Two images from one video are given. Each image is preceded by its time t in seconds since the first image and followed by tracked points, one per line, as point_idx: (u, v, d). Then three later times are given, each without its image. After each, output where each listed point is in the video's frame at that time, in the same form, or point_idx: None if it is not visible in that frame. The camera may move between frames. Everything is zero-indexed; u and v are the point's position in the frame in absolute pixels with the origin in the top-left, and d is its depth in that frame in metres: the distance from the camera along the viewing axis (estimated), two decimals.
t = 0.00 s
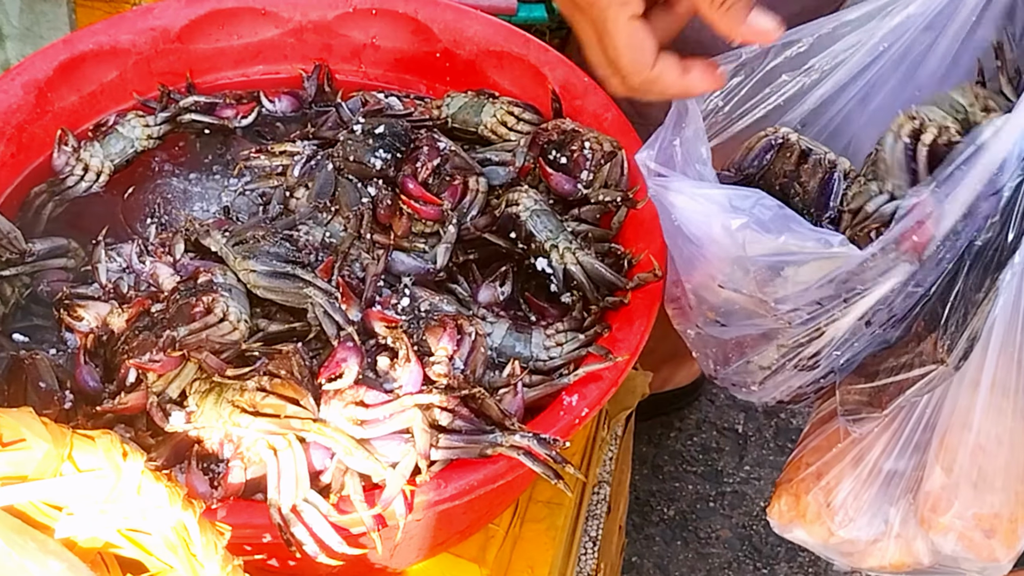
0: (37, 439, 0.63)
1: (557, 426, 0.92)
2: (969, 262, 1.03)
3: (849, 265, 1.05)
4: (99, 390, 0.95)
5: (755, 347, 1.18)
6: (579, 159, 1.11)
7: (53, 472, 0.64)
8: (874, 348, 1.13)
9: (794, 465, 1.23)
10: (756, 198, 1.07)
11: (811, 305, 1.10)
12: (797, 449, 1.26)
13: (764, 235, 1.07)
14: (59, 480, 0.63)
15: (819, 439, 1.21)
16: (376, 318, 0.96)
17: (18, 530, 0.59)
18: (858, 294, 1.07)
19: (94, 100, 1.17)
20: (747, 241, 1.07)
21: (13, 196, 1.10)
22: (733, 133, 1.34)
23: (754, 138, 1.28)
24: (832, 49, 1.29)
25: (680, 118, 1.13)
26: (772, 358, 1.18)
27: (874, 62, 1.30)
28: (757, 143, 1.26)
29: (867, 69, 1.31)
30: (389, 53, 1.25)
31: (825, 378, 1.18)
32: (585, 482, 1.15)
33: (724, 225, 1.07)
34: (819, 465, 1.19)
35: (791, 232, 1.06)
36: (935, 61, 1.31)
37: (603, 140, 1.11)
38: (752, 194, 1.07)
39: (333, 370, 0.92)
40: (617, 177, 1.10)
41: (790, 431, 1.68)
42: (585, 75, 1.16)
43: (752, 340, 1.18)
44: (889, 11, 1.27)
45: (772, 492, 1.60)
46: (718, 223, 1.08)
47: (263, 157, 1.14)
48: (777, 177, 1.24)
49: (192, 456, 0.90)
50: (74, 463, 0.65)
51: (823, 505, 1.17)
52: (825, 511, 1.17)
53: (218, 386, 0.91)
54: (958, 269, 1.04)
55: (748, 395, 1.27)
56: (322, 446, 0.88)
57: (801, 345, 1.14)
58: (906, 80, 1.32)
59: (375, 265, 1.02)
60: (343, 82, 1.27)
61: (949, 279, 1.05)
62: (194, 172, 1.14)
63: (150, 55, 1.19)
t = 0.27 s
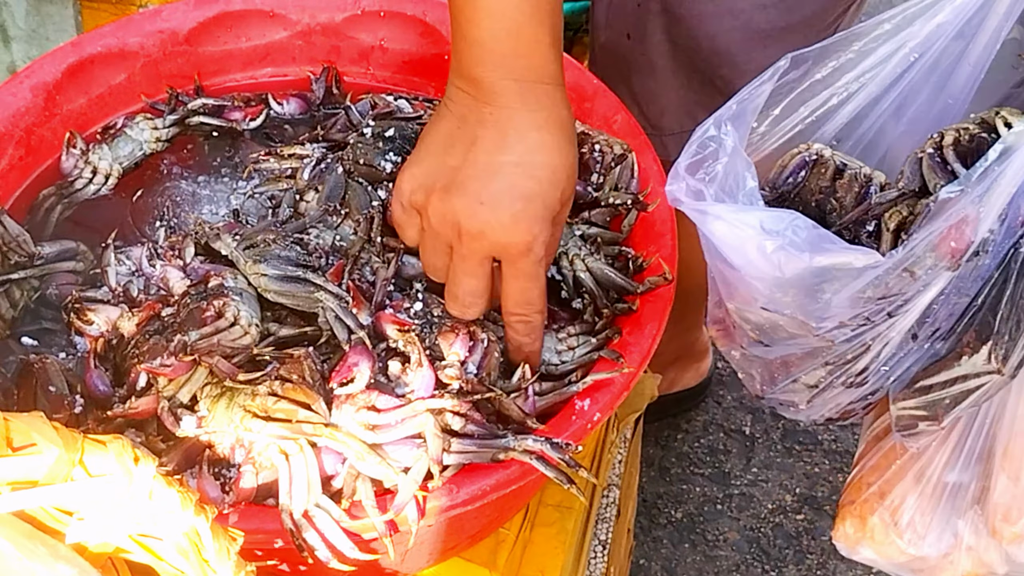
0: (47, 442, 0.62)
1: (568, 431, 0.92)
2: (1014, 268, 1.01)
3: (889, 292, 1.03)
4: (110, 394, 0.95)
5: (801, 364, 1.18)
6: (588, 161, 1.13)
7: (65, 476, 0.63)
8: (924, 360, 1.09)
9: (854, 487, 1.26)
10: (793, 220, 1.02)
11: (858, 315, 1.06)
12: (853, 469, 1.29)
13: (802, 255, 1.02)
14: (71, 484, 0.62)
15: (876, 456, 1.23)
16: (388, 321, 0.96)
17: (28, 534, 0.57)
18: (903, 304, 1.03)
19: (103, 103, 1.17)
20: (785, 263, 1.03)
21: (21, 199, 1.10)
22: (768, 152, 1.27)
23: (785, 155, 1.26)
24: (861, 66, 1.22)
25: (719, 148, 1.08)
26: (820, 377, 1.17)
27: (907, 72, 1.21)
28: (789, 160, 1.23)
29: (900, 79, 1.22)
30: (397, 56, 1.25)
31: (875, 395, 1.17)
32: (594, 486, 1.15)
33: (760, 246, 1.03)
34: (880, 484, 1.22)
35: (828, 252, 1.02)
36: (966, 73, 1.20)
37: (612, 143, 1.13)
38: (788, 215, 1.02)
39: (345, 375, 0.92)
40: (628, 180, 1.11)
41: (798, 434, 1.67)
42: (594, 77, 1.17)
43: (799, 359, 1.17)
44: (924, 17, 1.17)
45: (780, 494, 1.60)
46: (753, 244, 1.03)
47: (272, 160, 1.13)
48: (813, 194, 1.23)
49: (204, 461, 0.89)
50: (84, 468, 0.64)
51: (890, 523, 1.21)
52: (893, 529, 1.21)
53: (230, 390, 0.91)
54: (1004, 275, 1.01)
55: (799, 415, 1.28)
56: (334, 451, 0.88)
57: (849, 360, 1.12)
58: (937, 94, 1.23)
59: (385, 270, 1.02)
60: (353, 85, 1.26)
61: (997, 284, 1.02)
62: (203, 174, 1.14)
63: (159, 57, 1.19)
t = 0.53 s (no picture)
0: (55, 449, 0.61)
1: (574, 435, 0.91)
2: None
3: (945, 308, 1.09)
4: (116, 399, 0.95)
5: (854, 375, 1.24)
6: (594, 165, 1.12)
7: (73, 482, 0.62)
8: (975, 365, 1.17)
9: (903, 487, 1.26)
10: (850, 245, 1.10)
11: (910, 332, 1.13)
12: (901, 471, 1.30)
13: (860, 279, 1.09)
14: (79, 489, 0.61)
15: (926, 458, 1.25)
16: (396, 324, 0.97)
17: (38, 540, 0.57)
18: (959, 320, 1.10)
19: (108, 106, 1.17)
20: (844, 286, 1.10)
21: (26, 202, 1.09)
22: (813, 167, 1.37)
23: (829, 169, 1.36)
24: (905, 77, 1.33)
25: (768, 170, 1.16)
26: (876, 387, 1.23)
27: (951, 80, 1.33)
28: (836, 175, 1.32)
29: (944, 88, 1.34)
30: (401, 58, 1.25)
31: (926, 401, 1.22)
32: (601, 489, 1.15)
33: (820, 271, 1.11)
34: (930, 486, 1.22)
35: (886, 275, 1.09)
36: (1010, 79, 1.32)
37: (620, 145, 1.12)
38: (844, 240, 1.10)
39: (352, 380, 0.91)
40: (633, 184, 1.10)
41: (801, 435, 1.68)
42: (600, 79, 1.17)
43: (853, 369, 1.23)
44: (967, 27, 1.30)
45: (783, 497, 1.60)
46: (813, 269, 1.11)
47: (277, 163, 1.13)
48: (861, 208, 1.32)
49: (210, 466, 0.89)
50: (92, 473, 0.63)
51: (942, 524, 1.21)
52: (945, 529, 1.21)
53: (236, 395, 0.91)
54: None
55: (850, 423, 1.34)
56: (340, 455, 0.88)
57: (903, 372, 1.18)
58: (978, 102, 1.35)
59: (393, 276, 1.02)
60: (358, 87, 1.26)
61: None
62: (207, 177, 1.13)
63: (164, 60, 1.19)
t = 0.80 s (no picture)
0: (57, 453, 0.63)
1: (578, 440, 0.91)
2: None
3: (963, 314, 1.10)
4: (117, 403, 0.94)
5: (869, 376, 1.25)
6: (597, 168, 1.12)
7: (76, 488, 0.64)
8: (991, 367, 1.17)
9: (914, 485, 1.26)
10: (870, 248, 1.12)
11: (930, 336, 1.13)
12: (914, 470, 1.29)
13: (879, 280, 1.12)
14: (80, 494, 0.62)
15: (938, 456, 1.25)
16: (398, 329, 0.96)
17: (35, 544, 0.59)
18: (977, 326, 1.10)
19: (109, 108, 1.16)
20: (863, 288, 1.12)
21: (27, 204, 1.09)
22: (835, 167, 1.39)
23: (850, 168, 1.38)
24: (926, 78, 1.35)
25: (788, 171, 1.19)
26: (892, 386, 1.23)
27: (972, 82, 1.34)
28: (856, 175, 1.34)
29: (964, 90, 1.35)
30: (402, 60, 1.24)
31: (940, 400, 1.22)
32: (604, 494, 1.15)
33: (839, 273, 1.13)
34: (941, 485, 1.23)
35: (906, 277, 1.11)
36: None
37: (622, 149, 1.11)
38: (865, 242, 1.12)
39: (354, 384, 0.91)
40: (638, 187, 1.09)
41: (805, 438, 1.67)
42: (604, 82, 1.17)
43: (869, 370, 1.25)
44: (988, 28, 1.31)
45: (787, 500, 1.60)
46: (833, 271, 1.13)
47: (277, 166, 1.13)
48: (880, 209, 1.33)
49: (212, 471, 0.89)
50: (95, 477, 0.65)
51: (951, 524, 1.21)
52: (954, 529, 1.21)
53: (238, 399, 0.90)
54: None
55: (865, 423, 1.34)
56: (343, 460, 0.87)
57: (919, 373, 1.19)
58: (998, 104, 1.35)
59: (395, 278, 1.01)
60: (359, 89, 1.25)
61: None
62: (208, 180, 1.13)
63: (164, 62, 1.19)
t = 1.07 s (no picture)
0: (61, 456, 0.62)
1: (587, 444, 0.91)
2: None
3: (945, 315, 1.03)
4: (122, 406, 0.94)
5: (858, 380, 1.17)
6: (606, 171, 1.10)
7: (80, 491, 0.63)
8: (983, 374, 1.09)
9: (902, 494, 1.17)
10: (854, 246, 1.04)
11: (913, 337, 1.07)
12: (903, 477, 1.21)
13: (861, 281, 1.04)
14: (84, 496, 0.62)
15: (928, 465, 1.15)
16: (404, 333, 0.95)
17: (42, 547, 0.59)
18: (963, 330, 1.04)
19: (113, 110, 1.16)
20: (844, 289, 1.05)
21: (31, 207, 1.08)
22: (829, 172, 1.30)
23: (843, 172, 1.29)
24: (922, 82, 1.28)
25: (778, 170, 1.12)
26: (878, 392, 1.15)
27: (970, 87, 1.27)
28: (848, 177, 1.25)
29: (962, 94, 1.27)
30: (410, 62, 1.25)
31: (930, 405, 1.14)
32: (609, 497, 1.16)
33: (821, 273, 1.05)
34: (930, 493, 1.13)
35: (887, 278, 1.04)
36: None
37: (631, 152, 1.10)
38: (849, 241, 1.04)
39: (361, 388, 0.91)
40: (645, 191, 1.09)
41: (809, 440, 1.68)
42: (611, 84, 1.17)
43: (855, 374, 1.17)
44: (986, 33, 1.25)
45: (792, 502, 1.60)
46: (815, 270, 1.05)
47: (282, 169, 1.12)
48: (872, 213, 1.25)
49: (218, 475, 0.88)
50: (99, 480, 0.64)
51: (938, 533, 1.11)
52: (941, 538, 1.11)
53: (245, 403, 0.89)
54: None
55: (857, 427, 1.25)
56: (350, 464, 0.86)
57: (907, 378, 1.11)
58: (998, 110, 1.28)
59: (402, 281, 1.02)
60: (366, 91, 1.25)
61: None
62: (213, 182, 1.13)
63: (168, 65, 1.18)
